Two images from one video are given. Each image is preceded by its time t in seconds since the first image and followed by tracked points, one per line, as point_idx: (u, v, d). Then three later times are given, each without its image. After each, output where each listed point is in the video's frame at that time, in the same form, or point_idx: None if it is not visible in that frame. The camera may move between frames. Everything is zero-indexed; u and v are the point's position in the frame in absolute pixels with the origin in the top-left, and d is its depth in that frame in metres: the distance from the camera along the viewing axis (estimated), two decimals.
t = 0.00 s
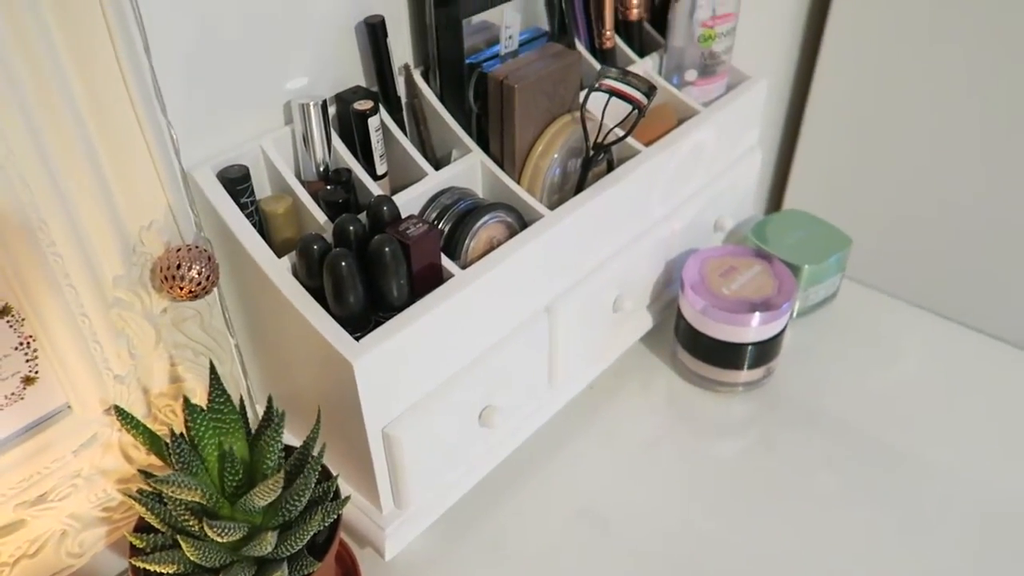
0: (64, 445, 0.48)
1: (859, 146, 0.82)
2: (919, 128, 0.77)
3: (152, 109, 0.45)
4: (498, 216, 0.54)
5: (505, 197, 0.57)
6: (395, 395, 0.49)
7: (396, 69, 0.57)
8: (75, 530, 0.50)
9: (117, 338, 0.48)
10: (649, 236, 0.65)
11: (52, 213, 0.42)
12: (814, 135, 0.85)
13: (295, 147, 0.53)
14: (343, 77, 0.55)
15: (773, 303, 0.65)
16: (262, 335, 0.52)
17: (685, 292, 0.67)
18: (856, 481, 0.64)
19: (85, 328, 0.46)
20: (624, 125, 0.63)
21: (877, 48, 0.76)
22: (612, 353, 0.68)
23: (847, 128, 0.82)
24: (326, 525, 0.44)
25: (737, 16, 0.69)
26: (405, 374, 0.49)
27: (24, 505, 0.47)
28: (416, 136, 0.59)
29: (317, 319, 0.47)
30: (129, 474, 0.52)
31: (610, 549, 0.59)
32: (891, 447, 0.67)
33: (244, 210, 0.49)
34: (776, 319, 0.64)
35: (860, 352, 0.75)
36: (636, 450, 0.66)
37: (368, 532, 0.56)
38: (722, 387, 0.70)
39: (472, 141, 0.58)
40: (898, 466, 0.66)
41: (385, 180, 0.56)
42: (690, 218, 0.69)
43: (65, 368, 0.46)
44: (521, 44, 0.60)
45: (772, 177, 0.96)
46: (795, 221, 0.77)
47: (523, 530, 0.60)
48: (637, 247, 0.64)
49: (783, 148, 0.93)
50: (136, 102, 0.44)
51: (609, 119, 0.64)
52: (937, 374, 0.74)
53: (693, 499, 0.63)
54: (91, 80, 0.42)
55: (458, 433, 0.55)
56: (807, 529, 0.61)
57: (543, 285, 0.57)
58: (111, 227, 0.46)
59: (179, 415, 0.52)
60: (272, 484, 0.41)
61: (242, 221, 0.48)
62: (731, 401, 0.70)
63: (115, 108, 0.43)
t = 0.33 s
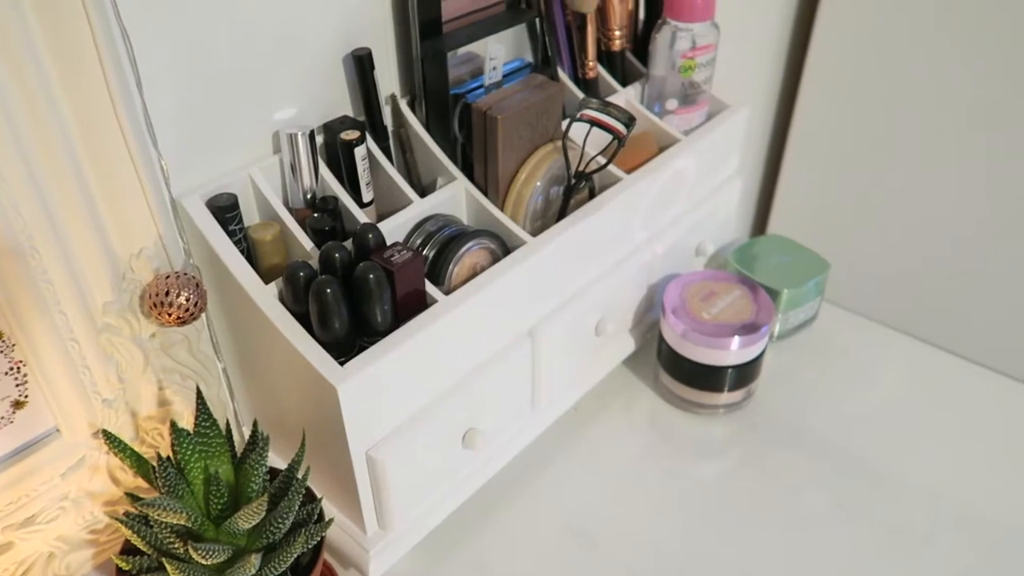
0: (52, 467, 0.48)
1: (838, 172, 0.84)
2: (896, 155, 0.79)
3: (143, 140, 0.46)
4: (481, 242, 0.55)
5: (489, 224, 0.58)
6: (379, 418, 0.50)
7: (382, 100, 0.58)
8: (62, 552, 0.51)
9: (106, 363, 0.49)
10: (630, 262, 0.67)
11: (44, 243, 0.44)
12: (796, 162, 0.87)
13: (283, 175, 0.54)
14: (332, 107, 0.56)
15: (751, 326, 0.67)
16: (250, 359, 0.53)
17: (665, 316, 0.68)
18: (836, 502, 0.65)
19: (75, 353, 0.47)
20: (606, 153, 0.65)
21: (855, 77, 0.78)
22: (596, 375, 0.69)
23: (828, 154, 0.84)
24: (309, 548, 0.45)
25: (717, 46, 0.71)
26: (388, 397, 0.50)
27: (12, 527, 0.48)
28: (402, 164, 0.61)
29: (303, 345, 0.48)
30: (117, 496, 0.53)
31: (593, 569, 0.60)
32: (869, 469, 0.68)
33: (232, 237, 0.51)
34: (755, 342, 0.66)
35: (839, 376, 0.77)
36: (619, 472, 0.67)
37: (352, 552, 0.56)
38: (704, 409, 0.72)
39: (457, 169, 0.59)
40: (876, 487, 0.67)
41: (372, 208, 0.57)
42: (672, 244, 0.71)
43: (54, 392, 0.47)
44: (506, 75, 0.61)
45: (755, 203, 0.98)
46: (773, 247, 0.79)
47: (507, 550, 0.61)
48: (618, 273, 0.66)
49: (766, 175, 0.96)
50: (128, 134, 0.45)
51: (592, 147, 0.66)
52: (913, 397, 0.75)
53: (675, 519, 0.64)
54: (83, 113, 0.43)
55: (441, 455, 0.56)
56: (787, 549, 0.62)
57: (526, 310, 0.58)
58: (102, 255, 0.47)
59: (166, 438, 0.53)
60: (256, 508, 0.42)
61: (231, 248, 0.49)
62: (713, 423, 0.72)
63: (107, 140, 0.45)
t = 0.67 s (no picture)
0: (47, 489, 0.49)
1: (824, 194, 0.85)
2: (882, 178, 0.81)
3: (138, 170, 0.47)
4: (470, 267, 0.56)
5: (478, 249, 0.59)
6: (368, 440, 0.51)
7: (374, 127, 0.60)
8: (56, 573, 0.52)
9: (100, 387, 0.50)
10: (617, 285, 0.68)
11: (41, 270, 0.45)
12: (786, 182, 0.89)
13: (275, 201, 0.55)
14: (324, 135, 0.58)
15: (738, 347, 0.68)
16: (241, 383, 0.55)
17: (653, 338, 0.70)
18: (823, 520, 0.66)
19: (70, 377, 0.48)
20: (593, 178, 0.66)
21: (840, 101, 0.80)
22: (584, 396, 0.70)
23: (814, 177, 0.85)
24: (296, 569, 0.46)
25: (702, 73, 0.72)
26: (376, 420, 0.51)
27: (7, 548, 0.48)
28: (393, 189, 0.62)
29: (294, 369, 0.49)
30: (110, 517, 0.54)
31: None
32: (856, 488, 0.69)
33: (225, 262, 0.52)
34: (742, 364, 0.67)
35: (825, 396, 0.78)
36: (608, 491, 0.68)
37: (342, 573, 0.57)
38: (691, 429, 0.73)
39: (446, 194, 0.60)
40: (863, 505, 0.68)
41: (362, 233, 0.58)
42: (658, 267, 0.72)
43: (49, 415, 0.48)
44: (494, 102, 0.63)
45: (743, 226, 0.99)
46: (759, 270, 0.83)
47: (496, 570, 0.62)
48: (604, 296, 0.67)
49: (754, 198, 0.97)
50: (124, 165, 0.47)
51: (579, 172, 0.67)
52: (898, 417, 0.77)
53: (664, 538, 0.64)
54: (78, 142, 0.45)
55: (429, 475, 0.57)
56: (775, 568, 0.63)
57: (515, 333, 0.59)
58: (97, 282, 0.48)
59: (158, 459, 0.54)
60: (244, 530, 0.43)
61: (224, 273, 0.50)
62: (701, 442, 0.73)
63: (102, 169, 0.46)
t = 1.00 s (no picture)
0: (52, 502, 0.50)
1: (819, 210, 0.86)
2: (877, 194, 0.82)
3: (143, 191, 0.49)
4: (468, 283, 0.58)
5: (476, 265, 0.60)
6: (368, 454, 0.52)
7: (374, 147, 0.61)
8: None
9: (105, 402, 0.51)
10: (614, 301, 0.69)
11: (48, 288, 0.46)
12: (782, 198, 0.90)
13: (277, 220, 0.57)
14: (326, 155, 0.59)
15: (734, 362, 0.69)
16: (243, 398, 0.56)
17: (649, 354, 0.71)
18: (821, 533, 0.67)
19: (74, 392, 0.49)
20: (590, 196, 0.67)
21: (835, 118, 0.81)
22: (582, 410, 0.71)
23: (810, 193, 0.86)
24: None
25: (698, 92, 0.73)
26: (375, 435, 0.52)
27: (12, 561, 0.49)
28: (393, 208, 0.63)
29: (295, 384, 0.50)
30: (114, 529, 0.54)
31: None
32: (852, 501, 0.70)
33: (228, 279, 0.53)
34: (738, 378, 0.68)
35: (821, 410, 0.79)
36: (607, 504, 0.68)
37: None
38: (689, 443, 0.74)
39: (445, 212, 0.61)
40: (859, 518, 0.68)
41: (362, 251, 0.59)
42: (655, 283, 0.73)
43: (54, 429, 0.49)
44: (492, 122, 0.64)
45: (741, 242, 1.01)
46: (757, 285, 0.84)
47: None
48: (601, 312, 0.68)
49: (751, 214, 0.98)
50: (129, 186, 0.48)
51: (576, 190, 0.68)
52: (894, 431, 0.77)
53: (662, 550, 0.65)
54: (85, 163, 0.46)
55: (428, 488, 0.58)
56: None
57: (512, 349, 0.60)
58: (102, 298, 0.49)
59: (161, 473, 0.55)
60: (244, 542, 0.44)
61: (227, 290, 0.52)
62: (698, 456, 0.73)
63: (108, 189, 0.47)
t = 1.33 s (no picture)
0: (63, 507, 0.52)
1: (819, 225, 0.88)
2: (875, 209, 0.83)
3: (156, 206, 0.50)
4: (471, 296, 0.59)
5: (479, 279, 0.62)
6: (372, 464, 0.53)
7: (380, 162, 0.63)
8: None
9: (116, 411, 0.52)
10: (615, 314, 0.70)
11: (64, 300, 0.47)
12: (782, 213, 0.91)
13: (285, 233, 0.58)
14: (333, 170, 0.60)
15: (733, 375, 0.70)
16: (251, 408, 0.57)
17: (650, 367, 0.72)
18: (819, 544, 0.68)
19: (87, 400, 0.51)
20: (591, 211, 0.68)
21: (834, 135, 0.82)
22: (583, 422, 0.72)
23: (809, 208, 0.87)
24: None
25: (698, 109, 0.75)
26: (379, 445, 0.53)
27: (24, 565, 0.51)
28: (398, 222, 0.65)
29: (302, 395, 0.51)
30: (123, 536, 0.56)
31: None
32: (850, 512, 0.71)
33: (237, 291, 0.54)
34: (737, 391, 0.69)
35: (820, 423, 0.80)
36: (607, 514, 0.69)
37: None
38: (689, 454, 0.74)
39: (449, 226, 0.63)
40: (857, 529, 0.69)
41: (368, 264, 0.61)
42: (655, 296, 0.74)
43: (66, 437, 0.50)
44: (496, 138, 0.66)
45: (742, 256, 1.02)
46: (757, 298, 0.85)
47: None
48: (602, 326, 0.69)
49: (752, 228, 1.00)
50: (143, 202, 0.49)
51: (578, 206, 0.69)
52: (892, 443, 0.78)
53: (662, 560, 0.66)
54: (102, 179, 0.47)
55: (431, 498, 0.59)
56: None
57: (515, 361, 0.61)
58: (115, 310, 0.50)
59: (170, 481, 0.56)
60: (253, 548, 0.45)
61: (236, 302, 0.53)
62: (698, 467, 0.74)
63: (123, 205, 0.49)
